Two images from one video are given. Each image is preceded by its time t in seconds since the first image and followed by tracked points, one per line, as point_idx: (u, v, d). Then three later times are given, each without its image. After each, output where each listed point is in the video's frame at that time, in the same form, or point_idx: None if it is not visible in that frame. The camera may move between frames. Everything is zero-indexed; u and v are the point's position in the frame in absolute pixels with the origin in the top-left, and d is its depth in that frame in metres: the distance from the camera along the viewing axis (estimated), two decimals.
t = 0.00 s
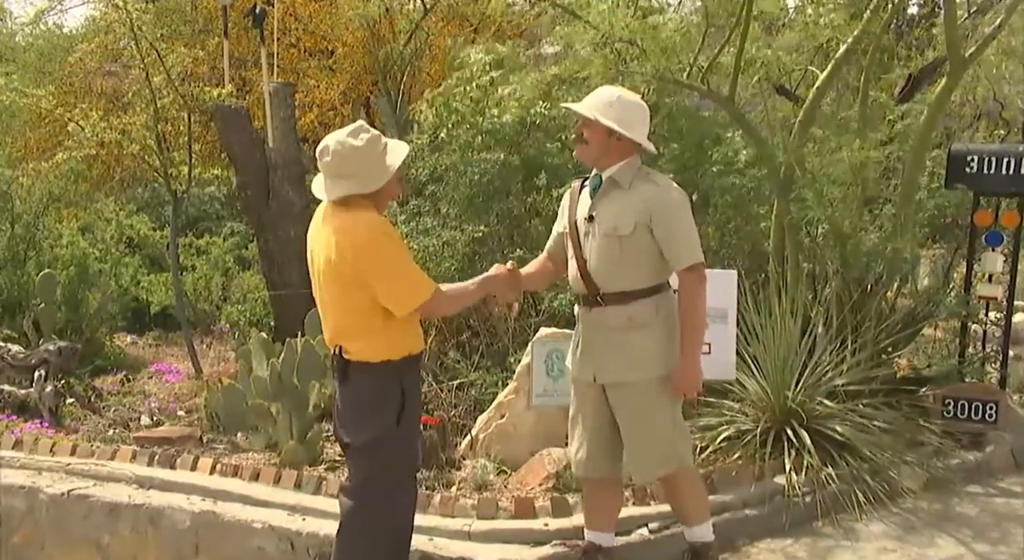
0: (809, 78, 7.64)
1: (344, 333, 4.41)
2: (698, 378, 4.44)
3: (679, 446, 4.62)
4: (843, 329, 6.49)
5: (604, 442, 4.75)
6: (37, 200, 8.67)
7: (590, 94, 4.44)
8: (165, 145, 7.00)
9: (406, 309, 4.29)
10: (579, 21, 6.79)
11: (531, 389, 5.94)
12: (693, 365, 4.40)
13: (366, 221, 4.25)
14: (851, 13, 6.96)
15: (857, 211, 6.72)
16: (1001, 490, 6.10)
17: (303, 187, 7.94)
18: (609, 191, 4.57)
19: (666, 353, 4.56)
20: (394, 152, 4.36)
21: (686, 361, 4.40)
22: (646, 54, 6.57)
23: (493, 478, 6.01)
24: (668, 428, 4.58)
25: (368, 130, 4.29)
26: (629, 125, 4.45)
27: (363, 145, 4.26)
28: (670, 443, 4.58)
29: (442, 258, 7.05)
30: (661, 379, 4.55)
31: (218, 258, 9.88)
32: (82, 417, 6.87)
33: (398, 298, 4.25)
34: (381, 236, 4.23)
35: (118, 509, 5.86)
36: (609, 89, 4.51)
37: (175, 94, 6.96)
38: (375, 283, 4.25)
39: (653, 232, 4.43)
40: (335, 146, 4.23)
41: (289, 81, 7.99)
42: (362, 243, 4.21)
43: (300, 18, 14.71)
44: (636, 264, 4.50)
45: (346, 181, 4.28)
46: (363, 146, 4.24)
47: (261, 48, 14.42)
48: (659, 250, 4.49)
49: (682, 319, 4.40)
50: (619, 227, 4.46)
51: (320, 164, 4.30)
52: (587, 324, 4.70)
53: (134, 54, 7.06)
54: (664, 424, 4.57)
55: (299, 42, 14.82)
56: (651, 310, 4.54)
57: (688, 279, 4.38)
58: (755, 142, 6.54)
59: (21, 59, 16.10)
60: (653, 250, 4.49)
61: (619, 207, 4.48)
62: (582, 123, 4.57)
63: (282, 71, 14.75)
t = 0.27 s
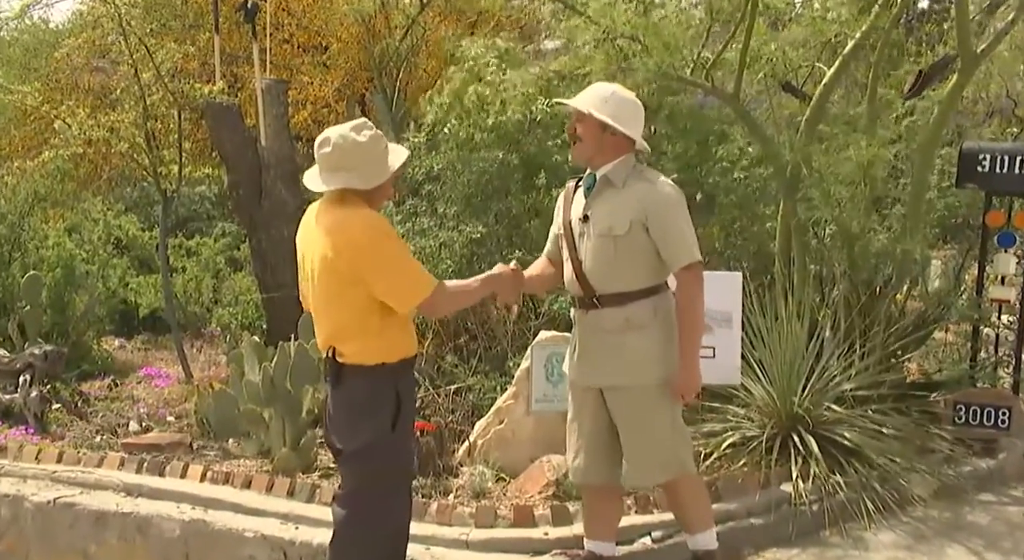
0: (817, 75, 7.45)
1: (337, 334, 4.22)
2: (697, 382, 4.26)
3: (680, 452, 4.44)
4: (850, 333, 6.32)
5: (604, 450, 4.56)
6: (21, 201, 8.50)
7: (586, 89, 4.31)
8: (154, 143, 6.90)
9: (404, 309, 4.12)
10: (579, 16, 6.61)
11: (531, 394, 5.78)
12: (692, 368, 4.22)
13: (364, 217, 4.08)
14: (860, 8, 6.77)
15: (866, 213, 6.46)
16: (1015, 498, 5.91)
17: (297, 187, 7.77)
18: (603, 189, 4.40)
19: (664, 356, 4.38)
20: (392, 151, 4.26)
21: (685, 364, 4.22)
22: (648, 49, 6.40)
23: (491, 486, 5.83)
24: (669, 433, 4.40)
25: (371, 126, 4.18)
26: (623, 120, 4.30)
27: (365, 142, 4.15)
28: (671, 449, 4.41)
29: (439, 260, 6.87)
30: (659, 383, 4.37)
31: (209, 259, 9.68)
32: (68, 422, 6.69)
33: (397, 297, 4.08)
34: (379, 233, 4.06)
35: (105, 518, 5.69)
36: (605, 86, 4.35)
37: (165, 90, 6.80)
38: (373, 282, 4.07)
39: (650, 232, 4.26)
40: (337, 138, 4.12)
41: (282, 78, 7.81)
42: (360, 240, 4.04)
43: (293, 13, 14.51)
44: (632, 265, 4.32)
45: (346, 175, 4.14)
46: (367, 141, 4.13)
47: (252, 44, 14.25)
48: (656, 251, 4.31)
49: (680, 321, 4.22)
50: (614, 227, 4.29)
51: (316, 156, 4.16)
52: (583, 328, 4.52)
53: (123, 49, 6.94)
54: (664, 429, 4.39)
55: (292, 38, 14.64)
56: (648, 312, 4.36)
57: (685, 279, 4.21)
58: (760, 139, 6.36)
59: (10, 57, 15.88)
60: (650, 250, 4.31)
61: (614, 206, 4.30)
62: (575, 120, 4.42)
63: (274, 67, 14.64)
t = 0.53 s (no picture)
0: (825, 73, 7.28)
1: (331, 336, 4.07)
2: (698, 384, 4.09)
3: (683, 458, 4.26)
4: (859, 337, 6.15)
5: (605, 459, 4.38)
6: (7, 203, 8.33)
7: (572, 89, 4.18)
8: (143, 141, 6.84)
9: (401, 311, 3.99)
10: (580, 12, 6.44)
11: (530, 400, 5.62)
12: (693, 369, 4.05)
13: (365, 214, 3.97)
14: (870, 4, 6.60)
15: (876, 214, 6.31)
16: None
17: (292, 187, 7.60)
18: (596, 191, 4.24)
19: (664, 358, 4.21)
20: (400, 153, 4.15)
21: (685, 366, 4.05)
22: (651, 46, 6.24)
23: (490, 495, 5.66)
24: (671, 438, 4.22)
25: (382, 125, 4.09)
26: (612, 119, 4.16)
27: (374, 139, 4.04)
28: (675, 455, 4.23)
29: (437, 262, 6.70)
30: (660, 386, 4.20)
31: (200, 262, 9.49)
32: (54, 430, 6.51)
33: (394, 297, 3.95)
34: (380, 231, 3.94)
35: (93, 528, 5.52)
36: (591, 86, 4.22)
37: (154, 88, 6.81)
38: (370, 280, 3.95)
39: (644, 232, 4.10)
40: (348, 130, 4.02)
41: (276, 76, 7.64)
42: (360, 236, 3.92)
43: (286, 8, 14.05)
44: (628, 268, 4.16)
45: (353, 169, 4.02)
46: (379, 138, 4.02)
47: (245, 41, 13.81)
48: (652, 252, 4.15)
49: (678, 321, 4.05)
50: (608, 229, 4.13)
51: (325, 147, 4.06)
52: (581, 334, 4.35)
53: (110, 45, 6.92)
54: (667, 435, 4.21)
55: (286, 34, 14.20)
56: (647, 315, 4.19)
57: (682, 279, 4.04)
58: (766, 138, 6.21)
59: None
60: (646, 251, 4.15)
61: (607, 207, 4.15)
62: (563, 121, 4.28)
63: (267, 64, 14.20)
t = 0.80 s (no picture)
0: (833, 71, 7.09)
1: (328, 340, 3.91)
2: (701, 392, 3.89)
3: (689, 470, 4.07)
4: (869, 344, 5.98)
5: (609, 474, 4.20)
6: None
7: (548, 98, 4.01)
8: (131, 142, 6.71)
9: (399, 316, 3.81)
10: (580, 8, 6.26)
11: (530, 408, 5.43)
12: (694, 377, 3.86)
13: (369, 215, 3.83)
14: None
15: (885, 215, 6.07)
16: None
17: (285, 189, 7.41)
18: (588, 195, 4.05)
19: (666, 366, 4.01)
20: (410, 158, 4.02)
21: (687, 374, 3.87)
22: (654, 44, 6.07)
23: (489, 506, 5.48)
24: (676, 452, 4.03)
25: (394, 128, 3.97)
26: (597, 122, 3.98)
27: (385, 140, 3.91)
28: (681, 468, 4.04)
29: (434, 265, 6.51)
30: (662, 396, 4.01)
31: (190, 265, 9.30)
32: (39, 439, 6.33)
33: (391, 301, 3.78)
34: (382, 232, 3.79)
35: (78, 540, 5.35)
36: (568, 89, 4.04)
37: (142, 88, 6.71)
38: (369, 283, 3.79)
39: (640, 237, 3.92)
40: (358, 130, 3.91)
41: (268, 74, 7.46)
42: (361, 236, 3.77)
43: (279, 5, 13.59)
44: (625, 274, 3.98)
45: (360, 168, 3.88)
46: (390, 139, 3.90)
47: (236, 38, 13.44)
48: (648, 256, 3.97)
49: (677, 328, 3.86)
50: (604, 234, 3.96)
51: (334, 146, 3.93)
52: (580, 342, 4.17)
53: (97, 44, 6.81)
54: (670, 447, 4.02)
55: (279, 30, 13.70)
56: (648, 321, 4.00)
57: (680, 282, 3.85)
58: (773, 138, 6.03)
59: None
60: (644, 255, 3.97)
61: (600, 213, 3.97)
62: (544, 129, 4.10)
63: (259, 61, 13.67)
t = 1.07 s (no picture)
0: (841, 68, 6.92)
1: (326, 343, 3.80)
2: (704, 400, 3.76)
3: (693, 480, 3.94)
4: (879, 348, 5.81)
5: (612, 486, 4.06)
6: None
7: (528, 106, 3.90)
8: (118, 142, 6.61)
9: (394, 320, 3.68)
10: (580, 3, 6.08)
11: (529, 414, 5.20)
12: (697, 385, 3.74)
13: (367, 215, 3.71)
14: None
15: (896, 217, 5.93)
16: None
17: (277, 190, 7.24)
18: (580, 204, 3.91)
19: (667, 375, 3.88)
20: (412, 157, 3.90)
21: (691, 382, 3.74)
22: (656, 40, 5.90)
23: (487, 516, 5.30)
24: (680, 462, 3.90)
25: (395, 126, 3.85)
26: (581, 127, 3.85)
27: (386, 138, 3.79)
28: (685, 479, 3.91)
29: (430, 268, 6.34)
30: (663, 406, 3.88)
31: (179, 268, 9.11)
32: (22, 447, 6.14)
33: (386, 304, 3.65)
34: (379, 233, 3.66)
35: (63, 552, 5.17)
36: (550, 97, 3.92)
37: (130, 84, 6.52)
38: (364, 285, 3.66)
39: (636, 243, 3.78)
40: (358, 128, 3.79)
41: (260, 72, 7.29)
42: (358, 236, 3.65)
43: None
44: (625, 282, 3.85)
45: (360, 167, 3.77)
46: (392, 137, 3.78)
47: (225, 32, 13.13)
48: (646, 263, 3.83)
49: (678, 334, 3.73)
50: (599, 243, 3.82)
51: (334, 143, 3.83)
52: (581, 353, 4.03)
53: (83, 38, 6.61)
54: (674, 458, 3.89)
55: (270, 26, 13.46)
56: (650, 330, 3.87)
57: (678, 289, 3.72)
58: (779, 137, 5.86)
59: None
60: (642, 263, 3.83)
61: (594, 221, 3.83)
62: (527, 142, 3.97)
63: (249, 57, 13.51)
